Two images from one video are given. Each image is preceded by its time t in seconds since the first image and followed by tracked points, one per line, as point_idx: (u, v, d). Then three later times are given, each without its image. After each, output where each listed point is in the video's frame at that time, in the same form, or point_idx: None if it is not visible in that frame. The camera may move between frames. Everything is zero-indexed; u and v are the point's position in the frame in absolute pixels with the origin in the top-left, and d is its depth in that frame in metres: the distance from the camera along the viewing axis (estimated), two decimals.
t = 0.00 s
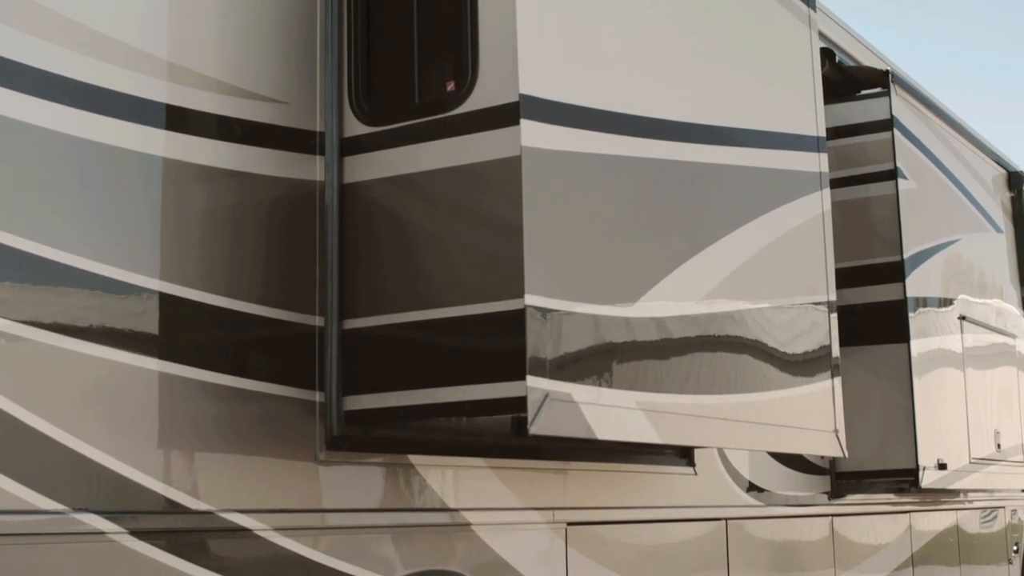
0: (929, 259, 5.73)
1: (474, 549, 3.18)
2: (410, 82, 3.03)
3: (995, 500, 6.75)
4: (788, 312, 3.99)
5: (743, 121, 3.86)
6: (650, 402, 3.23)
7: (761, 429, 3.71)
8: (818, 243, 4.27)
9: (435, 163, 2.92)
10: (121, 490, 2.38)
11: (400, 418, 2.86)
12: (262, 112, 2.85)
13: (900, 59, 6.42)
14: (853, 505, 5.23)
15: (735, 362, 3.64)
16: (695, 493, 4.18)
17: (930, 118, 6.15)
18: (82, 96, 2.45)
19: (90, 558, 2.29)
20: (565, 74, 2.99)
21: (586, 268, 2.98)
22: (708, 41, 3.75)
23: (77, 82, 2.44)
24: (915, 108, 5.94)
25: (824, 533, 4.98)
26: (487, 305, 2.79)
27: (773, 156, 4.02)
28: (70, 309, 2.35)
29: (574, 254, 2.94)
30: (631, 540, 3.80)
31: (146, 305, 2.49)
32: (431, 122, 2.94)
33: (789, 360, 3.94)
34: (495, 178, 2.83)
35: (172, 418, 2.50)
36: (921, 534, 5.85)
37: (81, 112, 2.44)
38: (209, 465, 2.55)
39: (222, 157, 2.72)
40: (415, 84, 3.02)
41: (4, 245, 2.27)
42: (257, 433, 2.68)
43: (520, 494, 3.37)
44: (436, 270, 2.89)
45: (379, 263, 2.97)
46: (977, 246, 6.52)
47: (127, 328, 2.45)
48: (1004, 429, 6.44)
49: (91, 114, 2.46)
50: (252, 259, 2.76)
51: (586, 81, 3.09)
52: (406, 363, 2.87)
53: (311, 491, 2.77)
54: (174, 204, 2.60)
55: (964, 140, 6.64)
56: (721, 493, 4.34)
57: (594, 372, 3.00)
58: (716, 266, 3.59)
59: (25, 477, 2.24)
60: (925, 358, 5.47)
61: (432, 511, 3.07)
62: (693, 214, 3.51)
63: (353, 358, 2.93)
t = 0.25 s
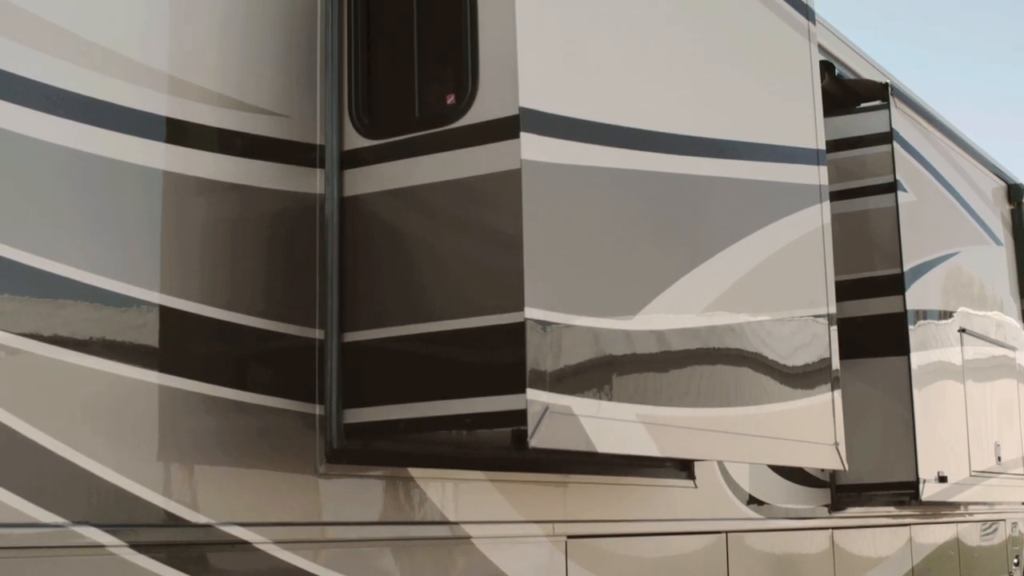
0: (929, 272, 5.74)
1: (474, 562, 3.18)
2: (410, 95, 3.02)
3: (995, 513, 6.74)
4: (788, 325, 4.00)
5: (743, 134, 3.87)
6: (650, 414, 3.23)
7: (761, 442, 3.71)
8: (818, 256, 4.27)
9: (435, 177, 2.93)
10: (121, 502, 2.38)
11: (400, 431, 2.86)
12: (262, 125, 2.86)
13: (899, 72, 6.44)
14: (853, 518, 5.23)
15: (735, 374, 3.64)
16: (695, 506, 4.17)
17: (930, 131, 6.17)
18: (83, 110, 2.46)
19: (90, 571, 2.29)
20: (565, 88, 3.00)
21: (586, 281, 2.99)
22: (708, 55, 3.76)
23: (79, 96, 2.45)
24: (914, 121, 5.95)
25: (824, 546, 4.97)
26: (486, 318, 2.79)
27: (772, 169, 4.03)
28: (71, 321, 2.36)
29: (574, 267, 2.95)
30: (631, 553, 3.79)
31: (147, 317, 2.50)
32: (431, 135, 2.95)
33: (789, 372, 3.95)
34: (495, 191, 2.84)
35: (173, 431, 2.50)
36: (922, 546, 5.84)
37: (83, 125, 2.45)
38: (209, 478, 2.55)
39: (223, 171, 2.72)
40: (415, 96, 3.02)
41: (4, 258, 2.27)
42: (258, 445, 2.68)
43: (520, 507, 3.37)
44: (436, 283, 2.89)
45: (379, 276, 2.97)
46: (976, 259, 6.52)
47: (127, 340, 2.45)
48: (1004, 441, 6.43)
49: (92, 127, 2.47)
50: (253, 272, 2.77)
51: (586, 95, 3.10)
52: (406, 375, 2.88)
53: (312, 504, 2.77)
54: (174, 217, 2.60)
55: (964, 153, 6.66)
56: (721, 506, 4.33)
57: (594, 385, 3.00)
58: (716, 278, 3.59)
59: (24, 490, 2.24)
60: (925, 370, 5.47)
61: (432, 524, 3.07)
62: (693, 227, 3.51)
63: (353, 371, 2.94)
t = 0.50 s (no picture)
0: (929, 284, 5.74)
1: None
2: (410, 107, 3.03)
3: (996, 526, 6.73)
4: (788, 337, 4.00)
5: (742, 147, 3.88)
6: (650, 427, 3.23)
7: (761, 454, 3.71)
8: (818, 268, 4.28)
9: (434, 189, 2.94)
10: (121, 515, 2.38)
11: (400, 443, 2.86)
12: (262, 138, 2.86)
13: (899, 84, 6.45)
14: (853, 531, 5.23)
15: (736, 387, 3.64)
16: (695, 519, 4.17)
17: (930, 144, 6.18)
18: (84, 123, 2.46)
19: None
20: (565, 101, 3.01)
21: (586, 294, 2.99)
22: (708, 68, 3.77)
23: (80, 109, 2.46)
24: (914, 133, 5.97)
25: (823, 558, 4.98)
26: (486, 331, 2.80)
27: (772, 182, 4.04)
28: (71, 334, 2.36)
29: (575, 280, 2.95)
30: (631, 566, 3.79)
31: (147, 330, 2.50)
32: (431, 148, 2.96)
33: (789, 385, 3.95)
34: (494, 204, 2.84)
35: (173, 443, 2.50)
36: (922, 559, 5.83)
37: (84, 138, 2.46)
38: (209, 491, 2.55)
39: (223, 183, 2.73)
40: (415, 108, 3.03)
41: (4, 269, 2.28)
42: (258, 458, 2.68)
43: (520, 520, 3.36)
44: (435, 296, 2.90)
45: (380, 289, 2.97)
46: (976, 271, 6.53)
47: (127, 353, 2.45)
48: (1005, 454, 6.42)
49: (94, 140, 2.47)
50: (253, 285, 2.77)
51: (586, 108, 3.11)
52: (406, 388, 2.88)
53: (311, 517, 2.77)
54: (175, 230, 2.61)
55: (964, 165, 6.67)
56: (721, 519, 4.32)
57: (594, 398, 3.00)
58: (716, 291, 3.60)
59: (24, 502, 2.24)
60: (925, 382, 5.47)
61: (432, 537, 3.06)
62: (693, 240, 3.52)
63: (353, 384, 2.94)
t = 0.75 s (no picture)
0: (929, 296, 5.75)
1: None
2: (410, 121, 3.04)
3: (997, 538, 6.71)
4: (788, 349, 4.00)
5: (742, 159, 3.89)
6: (650, 439, 3.23)
7: (762, 466, 3.71)
8: (818, 280, 4.28)
9: (434, 202, 2.94)
10: (120, 528, 2.38)
11: (400, 455, 2.86)
12: (263, 150, 2.87)
13: (898, 97, 6.47)
14: (852, 544, 5.24)
15: (736, 399, 3.64)
16: (695, 531, 4.16)
17: (930, 156, 6.19)
18: (85, 136, 2.47)
19: None
20: (565, 114, 3.02)
21: (586, 306, 3.00)
22: (709, 80, 3.78)
23: (81, 121, 2.47)
24: (914, 145, 5.98)
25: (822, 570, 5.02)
26: (486, 343, 2.80)
27: (771, 194, 4.05)
28: (71, 346, 2.36)
29: (575, 292, 2.95)
30: None
31: (147, 342, 2.50)
32: (431, 161, 2.96)
33: (789, 397, 3.94)
34: (494, 216, 2.85)
35: (173, 456, 2.50)
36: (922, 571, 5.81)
37: (85, 150, 2.46)
38: (208, 503, 2.55)
39: (224, 196, 2.74)
40: (415, 121, 3.03)
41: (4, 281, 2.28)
42: (257, 470, 2.68)
43: (520, 533, 3.36)
44: (435, 308, 2.90)
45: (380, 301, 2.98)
46: (976, 282, 6.53)
47: (127, 365, 2.45)
48: (1005, 466, 6.41)
49: (95, 153, 2.48)
50: (253, 297, 2.78)
51: (586, 120, 3.12)
52: (406, 401, 2.88)
53: (311, 530, 2.76)
54: (176, 242, 2.61)
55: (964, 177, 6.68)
56: (721, 531, 4.32)
57: (595, 410, 3.00)
58: (716, 303, 3.60)
59: (23, 514, 2.24)
60: (925, 394, 5.47)
61: (432, 550, 3.06)
62: (693, 252, 3.52)
63: (353, 396, 2.94)
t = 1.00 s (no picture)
0: (929, 308, 5.75)
1: None
2: (409, 132, 3.02)
3: (998, 550, 6.70)
4: (788, 360, 4.00)
5: (742, 171, 3.89)
6: (651, 451, 3.23)
7: (762, 478, 3.70)
8: (818, 291, 4.28)
9: (434, 214, 2.94)
10: (120, 540, 2.38)
11: (400, 467, 2.87)
12: (263, 162, 2.88)
13: (898, 109, 6.48)
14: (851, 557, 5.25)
15: (736, 410, 3.64)
16: (695, 543, 4.15)
17: (930, 167, 6.20)
18: (86, 148, 2.48)
19: None
20: (565, 126, 3.02)
21: (586, 318, 3.00)
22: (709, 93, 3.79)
23: (81, 134, 2.47)
24: (914, 157, 5.99)
25: None
26: (486, 355, 2.80)
27: (771, 206, 4.05)
28: (70, 357, 2.36)
29: (575, 304, 2.95)
30: None
31: (146, 354, 2.50)
32: (431, 173, 2.97)
33: (789, 408, 3.94)
34: (493, 229, 2.85)
35: (172, 468, 2.50)
36: None
37: (86, 162, 2.47)
38: (208, 515, 2.55)
39: (224, 208, 2.74)
40: (415, 132, 3.02)
41: (4, 293, 2.29)
42: (257, 482, 2.68)
43: (520, 545, 3.35)
44: (434, 320, 2.90)
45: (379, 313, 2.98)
46: (976, 294, 6.53)
47: (127, 377, 2.46)
48: (1006, 478, 6.40)
49: (95, 165, 2.49)
50: (253, 309, 2.78)
51: (586, 133, 3.12)
52: (406, 413, 2.88)
53: (310, 542, 2.76)
54: (176, 254, 2.62)
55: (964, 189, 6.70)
56: (721, 543, 4.31)
57: (595, 422, 3.00)
58: (716, 315, 3.60)
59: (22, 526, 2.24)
60: (925, 406, 5.46)
61: (431, 562, 3.05)
62: (693, 263, 3.53)
63: (353, 408, 2.95)
